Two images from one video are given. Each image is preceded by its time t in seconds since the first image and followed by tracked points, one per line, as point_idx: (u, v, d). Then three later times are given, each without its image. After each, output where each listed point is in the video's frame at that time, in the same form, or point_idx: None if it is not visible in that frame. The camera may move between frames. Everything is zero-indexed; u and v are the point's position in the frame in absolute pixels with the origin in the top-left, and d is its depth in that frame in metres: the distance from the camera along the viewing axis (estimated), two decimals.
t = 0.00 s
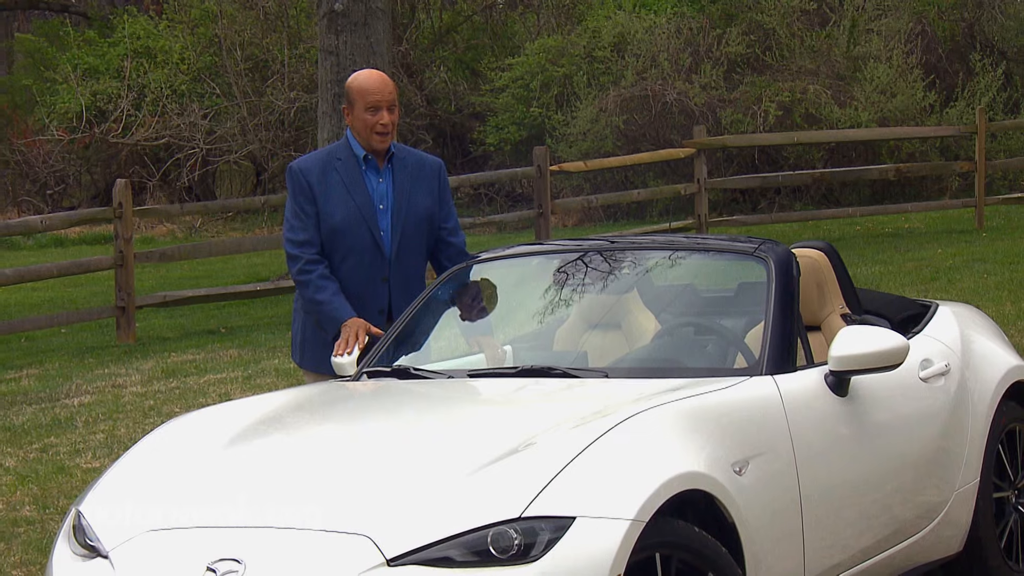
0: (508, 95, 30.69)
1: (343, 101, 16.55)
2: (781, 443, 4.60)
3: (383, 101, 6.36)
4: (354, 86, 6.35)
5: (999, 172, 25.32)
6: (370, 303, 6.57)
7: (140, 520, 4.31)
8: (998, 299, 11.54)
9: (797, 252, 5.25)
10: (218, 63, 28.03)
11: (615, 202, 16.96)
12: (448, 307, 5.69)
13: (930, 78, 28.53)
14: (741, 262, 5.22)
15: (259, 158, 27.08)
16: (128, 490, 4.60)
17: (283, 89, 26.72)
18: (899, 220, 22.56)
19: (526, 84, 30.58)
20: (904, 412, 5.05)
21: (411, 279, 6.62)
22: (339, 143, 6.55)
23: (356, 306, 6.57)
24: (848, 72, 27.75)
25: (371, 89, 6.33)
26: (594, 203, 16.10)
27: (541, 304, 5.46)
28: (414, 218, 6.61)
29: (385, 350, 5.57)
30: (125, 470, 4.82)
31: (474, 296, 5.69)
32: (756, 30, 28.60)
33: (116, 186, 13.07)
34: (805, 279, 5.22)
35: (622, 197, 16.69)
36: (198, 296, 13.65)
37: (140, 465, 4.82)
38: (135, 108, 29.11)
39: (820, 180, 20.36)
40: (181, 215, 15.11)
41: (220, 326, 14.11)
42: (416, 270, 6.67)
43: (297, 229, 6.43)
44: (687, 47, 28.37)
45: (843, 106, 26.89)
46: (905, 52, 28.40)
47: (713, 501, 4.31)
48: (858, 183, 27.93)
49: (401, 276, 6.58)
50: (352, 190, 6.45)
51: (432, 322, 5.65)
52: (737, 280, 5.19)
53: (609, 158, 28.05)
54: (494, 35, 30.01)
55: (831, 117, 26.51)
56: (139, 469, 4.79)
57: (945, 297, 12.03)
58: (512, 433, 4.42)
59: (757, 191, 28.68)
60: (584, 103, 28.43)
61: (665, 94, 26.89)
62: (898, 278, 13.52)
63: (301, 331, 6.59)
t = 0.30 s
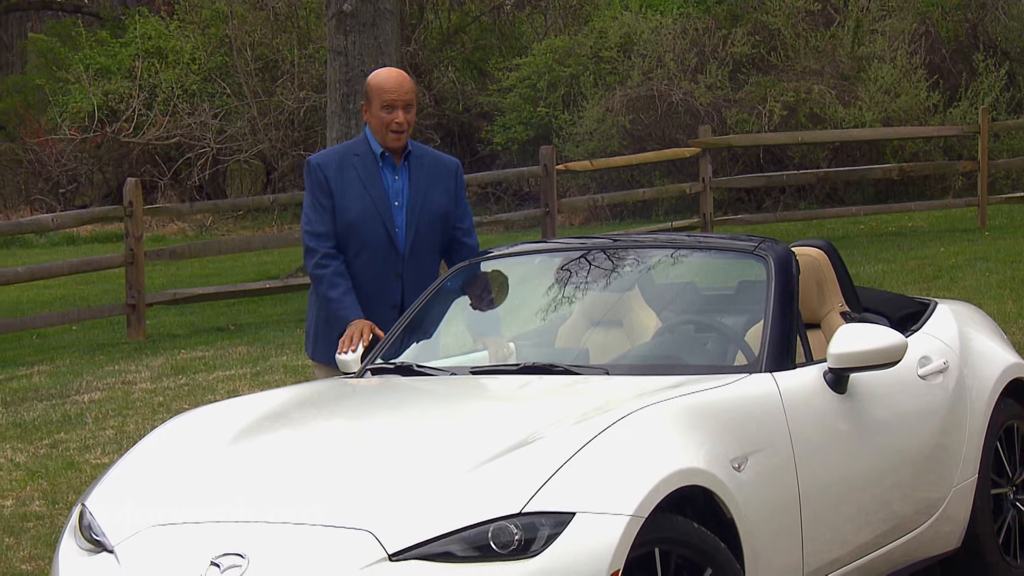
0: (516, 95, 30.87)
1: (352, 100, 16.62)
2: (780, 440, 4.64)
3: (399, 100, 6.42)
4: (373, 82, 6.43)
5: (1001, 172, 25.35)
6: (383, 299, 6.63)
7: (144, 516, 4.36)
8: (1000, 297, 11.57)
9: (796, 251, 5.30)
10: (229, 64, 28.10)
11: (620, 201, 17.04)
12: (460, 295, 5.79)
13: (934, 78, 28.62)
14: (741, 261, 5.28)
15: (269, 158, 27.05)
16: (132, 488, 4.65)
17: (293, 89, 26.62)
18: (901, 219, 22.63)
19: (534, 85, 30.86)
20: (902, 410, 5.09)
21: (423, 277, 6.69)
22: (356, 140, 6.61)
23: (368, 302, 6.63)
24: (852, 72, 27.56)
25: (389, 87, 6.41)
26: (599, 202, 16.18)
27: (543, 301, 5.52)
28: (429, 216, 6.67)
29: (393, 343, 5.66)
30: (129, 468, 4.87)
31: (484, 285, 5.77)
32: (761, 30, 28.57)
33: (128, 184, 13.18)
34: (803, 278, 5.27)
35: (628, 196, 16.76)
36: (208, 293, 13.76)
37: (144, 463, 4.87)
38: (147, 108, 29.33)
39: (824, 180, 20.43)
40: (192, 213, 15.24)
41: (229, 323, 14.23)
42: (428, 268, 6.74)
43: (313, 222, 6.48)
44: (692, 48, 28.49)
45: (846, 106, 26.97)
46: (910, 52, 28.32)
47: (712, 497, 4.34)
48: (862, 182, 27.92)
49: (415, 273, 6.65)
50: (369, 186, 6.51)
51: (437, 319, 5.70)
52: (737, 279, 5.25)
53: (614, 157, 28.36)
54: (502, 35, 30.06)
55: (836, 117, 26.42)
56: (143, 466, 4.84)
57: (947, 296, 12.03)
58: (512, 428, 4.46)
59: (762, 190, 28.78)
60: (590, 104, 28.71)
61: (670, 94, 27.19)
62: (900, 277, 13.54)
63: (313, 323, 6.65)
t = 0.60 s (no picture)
0: (517, 97, 30.88)
1: (354, 101, 16.60)
2: (773, 438, 4.68)
3: (409, 100, 6.46)
4: (388, 83, 6.50)
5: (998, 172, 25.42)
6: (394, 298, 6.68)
7: (144, 513, 4.42)
8: (996, 296, 11.61)
9: (788, 251, 5.37)
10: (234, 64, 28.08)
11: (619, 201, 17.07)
12: (463, 284, 5.89)
13: (931, 79, 28.72)
14: (736, 259, 5.34)
15: (274, 158, 27.31)
16: (131, 485, 4.70)
17: (297, 89, 26.77)
18: (899, 219, 22.67)
19: (535, 85, 30.98)
20: (893, 407, 5.15)
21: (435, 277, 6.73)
22: (371, 140, 6.66)
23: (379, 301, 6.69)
24: (850, 74, 27.82)
25: (401, 88, 6.46)
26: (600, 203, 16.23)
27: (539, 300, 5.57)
28: (441, 216, 6.71)
29: (394, 340, 5.72)
30: (128, 466, 4.93)
31: (484, 279, 5.85)
32: (759, 32, 28.63)
33: (132, 184, 13.27)
34: (797, 278, 5.33)
35: (628, 196, 16.80)
36: (211, 293, 13.86)
37: (143, 461, 4.93)
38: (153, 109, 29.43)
39: (822, 180, 20.47)
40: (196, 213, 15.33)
41: (233, 321, 14.33)
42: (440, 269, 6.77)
43: (326, 220, 6.55)
44: (692, 49, 28.57)
45: (844, 108, 27.08)
46: (908, 54, 28.44)
47: (705, 494, 4.39)
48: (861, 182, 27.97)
49: (427, 273, 6.69)
50: (382, 186, 6.56)
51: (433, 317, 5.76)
52: (731, 277, 5.31)
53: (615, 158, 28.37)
54: (506, 38, 30.07)
55: (834, 118, 26.69)
56: (142, 464, 4.90)
57: (942, 295, 12.04)
58: (508, 425, 4.51)
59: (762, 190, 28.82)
60: (591, 105, 28.83)
61: (670, 96, 27.28)
62: (898, 276, 13.57)
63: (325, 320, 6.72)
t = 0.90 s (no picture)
0: (520, 96, 30.87)
1: (359, 101, 16.64)
2: (767, 434, 4.74)
3: (415, 105, 6.51)
4: (397, 86, 6.56)
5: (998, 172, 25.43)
6: (399, 297, 6.74)
7: (146, 508, 4.48)
8: (995, 294, 11.65)
9: (784, 249, 5.43)
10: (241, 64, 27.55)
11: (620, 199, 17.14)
12: (464, 279, 5.95)
13: (932, 79, 28.78)
14: (733, 259, 5.40)
15: (280, 158, 27.44)
16: (133, 482, 4.77)
17: (303, 89, 26.97)
18: (899, 218, 22.70)
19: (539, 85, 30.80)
20: (887, 405, 5.19)
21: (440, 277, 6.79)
22: (380, 141, 6.73)
23: (384, 301, 6.76)
24: (850, 74, 27.93)
25: (409, 92, 6.51)
26: (602, 202, 16.28)
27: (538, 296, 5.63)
28: (447, 217, 6.76)
29: (393, 336, 5.80)
30: (130, 462, 4.99)
31: (485, 276, 5.91)
32: (761, 32, 28.68)
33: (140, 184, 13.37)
34: (792, 275, 5.39)
35: (630, 194, 16.85)
36: (217, 291, 13.95)
37: (145, 457, 5.00)
38: (160, 108, 29.58)
39: (823, 178, 20.50)
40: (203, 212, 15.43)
41: (239, 319, 14.41)
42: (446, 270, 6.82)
43: (333, 220, 6.64)
44: (695, 49, 28.60)
45: (845, 107, 27.14)
46: (908, 55, 28.50)
47: (701, 489, 4.43)
48: (861, 181, 28.01)
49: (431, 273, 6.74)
50: (388, 187, 6.63)
51: (433, 314, 5.83)
52: (729, 275, 5.37)
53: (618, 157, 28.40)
54: (509, 38, 30.14)
55: (834, 118, 26.74)
56: (143, 460, 4.97)
57: (941, 293, 12.06)
58: (505, 421, 4.56)
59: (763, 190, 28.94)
60: (594, 104, 28.88)
61: (672, 96, 27.35)
62: (897, 274, 13.61)
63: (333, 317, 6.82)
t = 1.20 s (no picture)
0: (524, 96, 31.09)
1: (364, 101, 16.74)
2: (761, 430, 4.78)
3: (417, 104, 6.56)
4: (401, 85, 6.62)
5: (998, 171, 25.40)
6: (399, 296, 6.82)
7: (147, 504, 4.53)
8: (993, 292, 11.69)
9: (778, 247, 5.50)
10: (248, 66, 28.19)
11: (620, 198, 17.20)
12: (464, 276, 6.05)
13: (931, 79, 28.79)
14: (729, 257, 5.47)
15: (286, 157, 27.55)
16: (134, 479, 4.83)
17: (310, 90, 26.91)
18: (898, 217, 22.70)
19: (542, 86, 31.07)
20: (880, 402, 5.25)
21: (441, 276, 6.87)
22: (382, 141, 6.80)
23: (385, 299, 6.84)
24: (850, 74, 27.92)
25: (410, 91, 6.57)
26: (603, 202, 16.32)
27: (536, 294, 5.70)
28: (448, 217, 6.83)
29: (393, 332, 5.87)
30: (132, 460, 5.06)
31: (485, 274, 5.99)
32: (762, 33, 28.74)
33: (146, 183, 13.50)
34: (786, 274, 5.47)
35: (631, 193, 16.90)
36: (223, 289, 14.05)
37: (145, 455, 5.06)
38: (167, 108, 29.78)
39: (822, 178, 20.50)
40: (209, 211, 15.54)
41: (245, 317, 14.51)
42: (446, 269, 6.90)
43: (334, 220, 6.72)
44: (696, 50, 28.61)
45: (845, 108, 27.16)
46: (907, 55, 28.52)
47: (695, 485, 4.48)
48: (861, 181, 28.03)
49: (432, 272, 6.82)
50: (389, 188, 6.70)
51: (432, 312, 5.90)
52: (725, 274, 5.43)
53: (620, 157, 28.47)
54: (512, 39, 30.22)
55: (834, 118, 26.72)
56: (144, 457, 5.03)
57: (937, 291, 12.12)
58: (501, 416, 4.61)
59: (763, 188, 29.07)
60: (597, 104, 28.91)
61: (674, 96, 27.34)
62: (895, 273, 13.64)
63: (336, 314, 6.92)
